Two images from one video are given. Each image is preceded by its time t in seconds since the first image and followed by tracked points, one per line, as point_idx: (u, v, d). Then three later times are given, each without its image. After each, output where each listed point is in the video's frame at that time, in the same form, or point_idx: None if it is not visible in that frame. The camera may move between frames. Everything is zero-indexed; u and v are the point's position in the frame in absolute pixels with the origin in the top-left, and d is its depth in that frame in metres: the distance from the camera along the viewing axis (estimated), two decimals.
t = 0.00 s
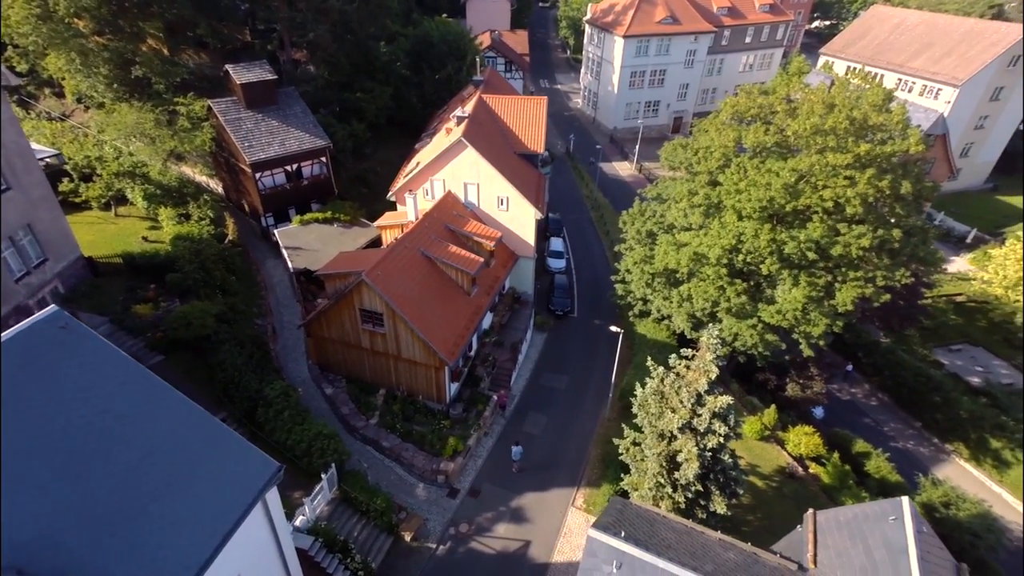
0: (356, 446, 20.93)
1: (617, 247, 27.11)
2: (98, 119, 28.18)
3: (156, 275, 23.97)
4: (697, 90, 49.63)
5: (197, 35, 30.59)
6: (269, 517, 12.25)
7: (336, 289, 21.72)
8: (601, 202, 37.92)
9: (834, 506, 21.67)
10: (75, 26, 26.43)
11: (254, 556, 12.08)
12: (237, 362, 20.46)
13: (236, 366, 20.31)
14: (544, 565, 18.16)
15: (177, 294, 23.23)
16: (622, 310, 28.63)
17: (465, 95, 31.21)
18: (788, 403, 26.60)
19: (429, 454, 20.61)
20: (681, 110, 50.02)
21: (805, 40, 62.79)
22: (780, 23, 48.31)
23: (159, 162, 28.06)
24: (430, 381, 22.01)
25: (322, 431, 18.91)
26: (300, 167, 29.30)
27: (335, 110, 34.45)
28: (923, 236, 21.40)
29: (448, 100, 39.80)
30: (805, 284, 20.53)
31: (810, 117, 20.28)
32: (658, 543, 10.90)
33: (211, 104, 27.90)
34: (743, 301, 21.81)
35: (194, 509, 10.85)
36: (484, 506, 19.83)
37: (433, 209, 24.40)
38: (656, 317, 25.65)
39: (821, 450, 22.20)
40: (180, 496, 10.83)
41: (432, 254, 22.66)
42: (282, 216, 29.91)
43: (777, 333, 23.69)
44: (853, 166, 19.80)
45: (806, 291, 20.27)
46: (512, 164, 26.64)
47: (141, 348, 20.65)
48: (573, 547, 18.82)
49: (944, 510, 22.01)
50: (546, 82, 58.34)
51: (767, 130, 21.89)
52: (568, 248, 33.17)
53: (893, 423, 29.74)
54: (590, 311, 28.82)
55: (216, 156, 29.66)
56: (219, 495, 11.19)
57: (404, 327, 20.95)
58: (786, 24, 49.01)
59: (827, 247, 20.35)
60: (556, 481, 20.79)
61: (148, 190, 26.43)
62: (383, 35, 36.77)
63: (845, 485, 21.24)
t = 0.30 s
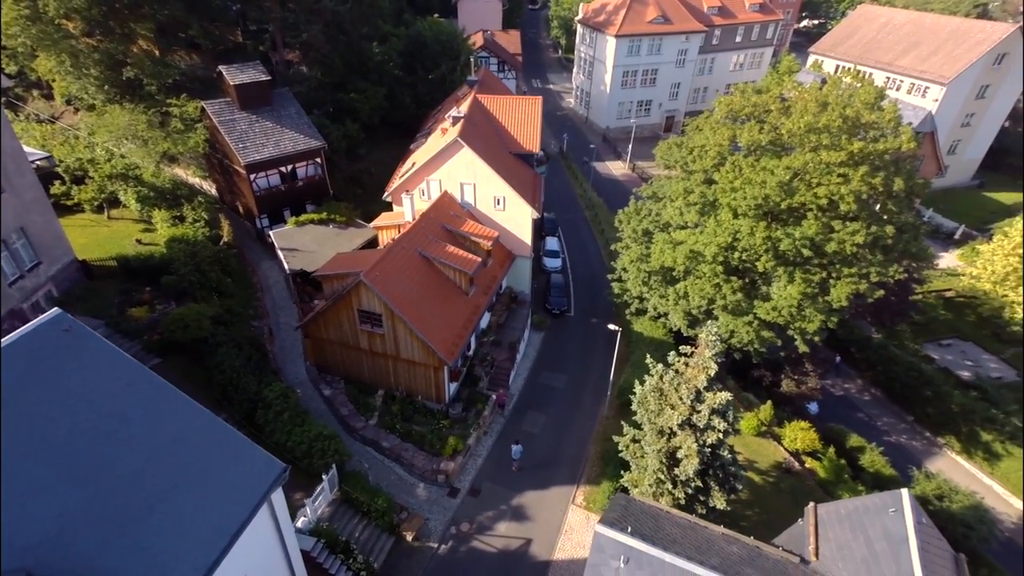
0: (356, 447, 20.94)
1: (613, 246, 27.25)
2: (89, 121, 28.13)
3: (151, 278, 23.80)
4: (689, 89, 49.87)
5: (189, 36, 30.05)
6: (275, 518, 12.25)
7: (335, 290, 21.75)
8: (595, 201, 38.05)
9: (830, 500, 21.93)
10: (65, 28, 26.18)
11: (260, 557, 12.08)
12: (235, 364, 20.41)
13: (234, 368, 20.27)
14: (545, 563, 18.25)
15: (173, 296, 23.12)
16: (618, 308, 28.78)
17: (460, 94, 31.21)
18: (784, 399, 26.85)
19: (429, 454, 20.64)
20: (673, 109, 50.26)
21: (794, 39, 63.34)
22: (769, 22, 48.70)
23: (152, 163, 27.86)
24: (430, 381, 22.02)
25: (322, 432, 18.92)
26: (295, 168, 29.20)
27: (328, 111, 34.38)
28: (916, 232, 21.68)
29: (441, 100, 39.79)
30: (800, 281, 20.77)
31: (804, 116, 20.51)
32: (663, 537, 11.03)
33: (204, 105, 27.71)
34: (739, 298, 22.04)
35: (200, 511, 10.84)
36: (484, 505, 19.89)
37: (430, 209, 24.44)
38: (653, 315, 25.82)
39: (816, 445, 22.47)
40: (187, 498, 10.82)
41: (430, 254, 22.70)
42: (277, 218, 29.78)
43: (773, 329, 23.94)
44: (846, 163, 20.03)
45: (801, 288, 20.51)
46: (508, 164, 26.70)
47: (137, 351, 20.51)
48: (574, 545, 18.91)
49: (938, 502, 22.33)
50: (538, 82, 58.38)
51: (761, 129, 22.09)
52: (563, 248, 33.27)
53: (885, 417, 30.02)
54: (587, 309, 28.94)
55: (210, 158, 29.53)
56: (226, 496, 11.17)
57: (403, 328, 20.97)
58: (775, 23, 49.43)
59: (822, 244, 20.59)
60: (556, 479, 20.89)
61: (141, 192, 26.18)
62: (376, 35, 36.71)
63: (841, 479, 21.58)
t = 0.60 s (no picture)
0: (355, 448, 20.94)
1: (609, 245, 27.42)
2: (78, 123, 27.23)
3: (146, 281, 23.63)
4: (680, 88, 50.16)
5: (180, 37, 29.89)
6: (280, 519, 12.27)
7: (332, 292, 21.76)
8: (589, 200, 38.24)
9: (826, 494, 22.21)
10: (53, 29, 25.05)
11: (266, 558, 12.11)
12: (232, 366, 20.36)
13: (232, 370, 20.22)
14: (547, 560, 18.34)
15: (169, 298, 22.96)
16: (614, 306, 28.95)
17: (453, 94, 31.25)
18: (778, 395, 27.17)
19: (429, 453, 20.68)
20: (664, 108, 50.55)
21: (783, 38, 63.92)
22: (759, 21, 49.13)
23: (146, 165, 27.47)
24: (429, 381, 22.07)
25: (323, 433, 18.91)
26: (289, 169, 29.10)
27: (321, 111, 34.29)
28: (906, 228, 22.00)
29: (434, 100, 39.77)
30: (795, 278, 21.07)
31: (797, 114, 20.75)
32: (669, 532, 11.17)
33: (197, 106, 27.69)
34: (734, 295, 22.29)
35: (208, 512, 10.85)
36: (485, 504, 19.95)
37: (426, 209, 24.49)
38: (649, 312, 26.01)
39: (812, 440, 22.78)
40: (195, 500, 10.83)
41: (427, 255, 22.74)
42: (271, 219, 29.66)
43: (768, 326, 24.20)
44: (839, 160, 20.27)
45: (796, 285, 20.79)
46: (503, 163, 26.77)
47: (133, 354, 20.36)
48: (575, 542, 19.03)
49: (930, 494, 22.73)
50: (530, 81, 58.49)
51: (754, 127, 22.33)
52: (558, 247, 33.40)
53: (878, 412, 30.67)
54: (582, 308, 29.11)
55: (203, 159, 29.37)
56: (233, 496, 11.22)
57: (402, 328, 21.00)
58: (764, 22, 49.85)
59: (816, 241, 20.87)
60: (556, 477, 21.00)
61: (134, 195, 25.95)
62: (368, 35, 36.67)
63: (836, 473, 21.85)
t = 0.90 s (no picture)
0: (354, 449, 20.94)
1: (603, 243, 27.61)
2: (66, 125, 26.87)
3: (139, 284, 23.44)
4: (669, 87, 50.50)
5: (169, 38, 29.64)
6: (285, 521, 12.27)
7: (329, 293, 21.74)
8: (581, 199, 38.43)
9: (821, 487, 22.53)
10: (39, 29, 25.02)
11: (272, 560, 12.10)
12: (229, 369, 20.29)
13: (229, 373, 20.16)
14: (548, 557, 18.46)
15: (162, 302, 22.81)
16: (609, 304, 29.14)
17: (446, 95, 31.30)
18: (771, 390, 27.52)
19: (428, 453, 20.72)
20: (654, 107, 50.86)
21: (769, 37, 64.56)
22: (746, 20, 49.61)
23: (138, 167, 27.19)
24: (426, 381, 22.08)
25: (322, 435, 18.88)
26: (281, 170, 28.93)
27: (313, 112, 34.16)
28: (895, 224, 22.36)
29: (426, 100, 39.76)
30: (788, 273, 21.36)
31: (788, 112, 21.04)
32: (674, 525, 11.35)
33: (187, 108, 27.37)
34: (728, 291, 22.55)
35: (214, 514, 10.81)
36: (485, 503, 20.02)
37: (421, 209, 24.51)
38: (643, 310, 26.20)
39: (805, 433, 23.12)
40: (200, 502, 10.78)
41: (423, 255, 22.76)
42: (264, 221, 29.52)
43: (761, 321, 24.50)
44: (830, 157, 20.58)
45: (789, 281, 21.08)
46: (497, 163, 26.84)
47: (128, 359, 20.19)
48: (575, 539, 19.16)
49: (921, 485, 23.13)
50: (520, 81, 58.60)
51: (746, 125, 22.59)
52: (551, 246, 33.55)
53: (868, 404, 30.57)
54: (577, 306, 29.28)
55: (194, 161, 29.20)
56: (239, 499, 11.16)
57: (399, 328, 21.00)
58: (751, 21, 50.35)
59: (808, 237, 21.16)
60: (554, 474, 21.13)
61: (125, 198, 25.82)
62: (358, 35, 36.59)
63: (830, 466, 22.19)
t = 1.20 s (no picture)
0: (351, 450, 20.92)
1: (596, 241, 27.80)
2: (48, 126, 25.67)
3: (129, 289, 23.17)
4: (657, 86, 50.87)
5: (155, 39, 29.30)
6: (290, 522, 12.29)
7: (323, 295, 21.68)
8: (571, 198, 38.65)
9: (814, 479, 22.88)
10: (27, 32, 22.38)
11: (277, 563, 12.12)
12: (224, 373, 20.21)
13: (224, 377, 20.07)
14: (548, 554, 18.58)
15: (154, 306, 22.58)
16: (601, 303, 29.35)
17: (436, 94, 31.34)
18: (762, 384, 27.91)
19: (426, 453, 20.75)
20: (642, 106, 51.22)
21: (753, 36, 65.23)
22: (730, 19, 50.19)
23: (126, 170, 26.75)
24: (423, 381, 22.12)
25: (320, 437, 18.84)
26: (272, 172, 28.74)
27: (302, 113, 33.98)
28: (882, 219, 22.78)
29: (415, 100, 39.74)
30: (779, 269, 21.70)
31: (778, 110, 21.38)
32: (677, 518, 11.52)
33: (176, 110, 27.15)
34: (720, 288, 22.82)
35: (222, 517, 10.93)
36: (484, 501, 20.11)
37: (415, 209, 24.53)
38: (636, 307, 26.43)
39: (797, 426, 23.50)
40: (207, 506, 10.87)
41: (418, 255, 22.78)
42: (254, 223, 29.30)
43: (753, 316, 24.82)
44: (819, 154, 20.96)
45: (780, 276, 21.41)
46: (489, 162, 26.91)
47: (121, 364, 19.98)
48: (574, 535, 19.31)
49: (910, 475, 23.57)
50: (508, 81, 58.72)
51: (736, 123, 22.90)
52: (543, 245, 33.71)
53: (856, 397, 31.27)
54: (570, 304, 29.46)
55: (182, 164, 29.01)
56: (246, 502, 11.30)
57: (395, 329, 21.02)
58: (736, 21, 51.00)
59: (798, 233, 21.52)
60: (552, 472, 21.27)
61: (113, 201, 25.49)
62: (347, 36, 36.48)
63: (822, 458, 22.56)
